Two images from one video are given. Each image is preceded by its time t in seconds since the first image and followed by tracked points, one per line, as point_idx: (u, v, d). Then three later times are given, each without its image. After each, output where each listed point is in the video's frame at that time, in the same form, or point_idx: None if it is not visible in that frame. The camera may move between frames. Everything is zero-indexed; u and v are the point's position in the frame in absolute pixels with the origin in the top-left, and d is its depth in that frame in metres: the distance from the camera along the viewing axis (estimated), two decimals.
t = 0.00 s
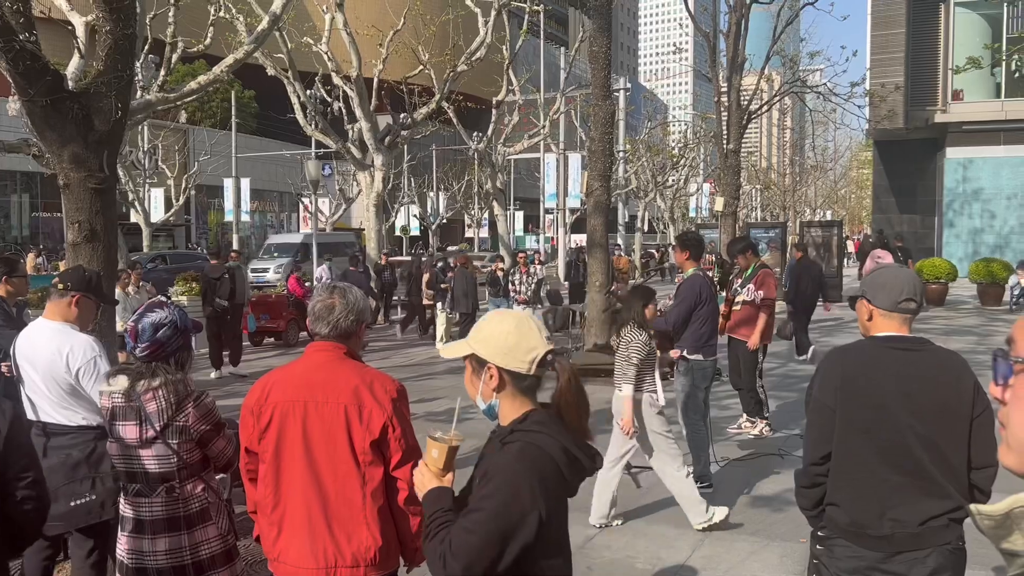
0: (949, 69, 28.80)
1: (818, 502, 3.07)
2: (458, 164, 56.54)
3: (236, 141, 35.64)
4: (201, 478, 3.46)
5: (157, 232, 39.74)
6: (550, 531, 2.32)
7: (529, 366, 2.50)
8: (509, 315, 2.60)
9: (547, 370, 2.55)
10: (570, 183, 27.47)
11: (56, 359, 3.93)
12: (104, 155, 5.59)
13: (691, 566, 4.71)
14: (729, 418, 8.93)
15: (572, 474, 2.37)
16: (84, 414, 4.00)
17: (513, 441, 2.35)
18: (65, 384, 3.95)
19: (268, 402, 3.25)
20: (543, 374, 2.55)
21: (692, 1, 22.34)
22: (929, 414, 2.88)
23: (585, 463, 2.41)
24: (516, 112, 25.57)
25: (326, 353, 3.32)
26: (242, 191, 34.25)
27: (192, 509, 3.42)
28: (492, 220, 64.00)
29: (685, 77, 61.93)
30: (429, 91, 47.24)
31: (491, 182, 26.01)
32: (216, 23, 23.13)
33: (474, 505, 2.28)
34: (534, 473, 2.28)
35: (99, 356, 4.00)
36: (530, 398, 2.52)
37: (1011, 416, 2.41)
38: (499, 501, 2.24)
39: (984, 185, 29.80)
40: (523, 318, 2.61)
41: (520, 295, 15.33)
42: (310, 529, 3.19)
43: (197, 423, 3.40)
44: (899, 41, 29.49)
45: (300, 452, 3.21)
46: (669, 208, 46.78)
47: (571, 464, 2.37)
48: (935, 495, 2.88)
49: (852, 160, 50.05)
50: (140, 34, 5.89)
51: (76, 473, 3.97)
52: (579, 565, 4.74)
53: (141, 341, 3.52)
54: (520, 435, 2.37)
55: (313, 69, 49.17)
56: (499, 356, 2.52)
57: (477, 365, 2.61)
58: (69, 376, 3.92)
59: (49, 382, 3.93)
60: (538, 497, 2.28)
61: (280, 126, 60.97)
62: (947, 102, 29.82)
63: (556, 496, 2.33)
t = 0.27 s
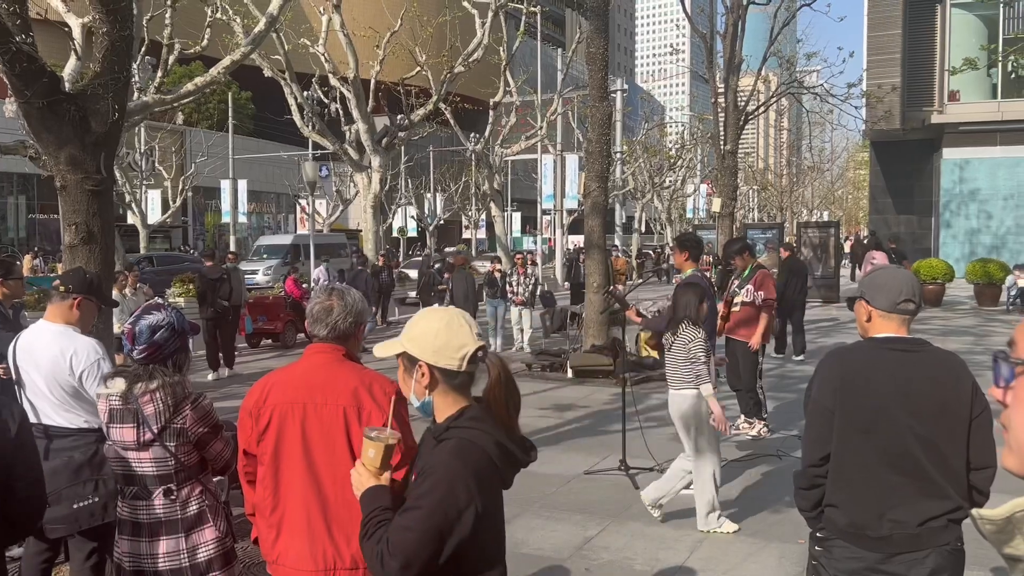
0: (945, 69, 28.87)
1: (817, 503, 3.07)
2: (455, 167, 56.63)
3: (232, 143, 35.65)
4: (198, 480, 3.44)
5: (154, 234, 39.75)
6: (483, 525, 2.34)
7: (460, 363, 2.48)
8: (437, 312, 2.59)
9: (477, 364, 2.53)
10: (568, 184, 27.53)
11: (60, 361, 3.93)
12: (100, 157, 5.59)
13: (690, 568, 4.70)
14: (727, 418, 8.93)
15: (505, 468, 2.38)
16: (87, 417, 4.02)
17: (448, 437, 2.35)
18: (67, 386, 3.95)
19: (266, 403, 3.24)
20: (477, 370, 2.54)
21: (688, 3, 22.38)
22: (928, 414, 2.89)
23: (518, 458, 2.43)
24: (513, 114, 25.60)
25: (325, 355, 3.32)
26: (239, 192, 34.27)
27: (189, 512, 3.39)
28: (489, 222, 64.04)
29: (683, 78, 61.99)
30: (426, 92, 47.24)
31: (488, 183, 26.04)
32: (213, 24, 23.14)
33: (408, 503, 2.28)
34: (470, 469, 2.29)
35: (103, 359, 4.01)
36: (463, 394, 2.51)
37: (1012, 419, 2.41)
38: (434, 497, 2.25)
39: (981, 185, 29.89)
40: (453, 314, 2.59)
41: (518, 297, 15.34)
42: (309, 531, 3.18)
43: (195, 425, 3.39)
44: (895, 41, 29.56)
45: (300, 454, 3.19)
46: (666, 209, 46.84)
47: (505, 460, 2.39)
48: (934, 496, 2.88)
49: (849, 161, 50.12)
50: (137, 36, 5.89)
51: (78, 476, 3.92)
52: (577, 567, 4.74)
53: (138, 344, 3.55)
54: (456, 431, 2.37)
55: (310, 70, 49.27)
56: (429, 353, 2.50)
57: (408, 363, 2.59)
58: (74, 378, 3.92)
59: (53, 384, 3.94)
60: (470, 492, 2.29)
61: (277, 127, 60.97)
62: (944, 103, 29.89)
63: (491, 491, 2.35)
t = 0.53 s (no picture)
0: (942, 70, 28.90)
1: (816, 505, 3.07)
2: (452, 167, 56.57)
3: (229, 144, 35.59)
4: (196, 484, 3.44)
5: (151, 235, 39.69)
6: (410, 537, 2.20)
7: (394, 370, 2.42)
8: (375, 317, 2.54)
9: (412, 372, 2.45)
10: (565, 185, 27.52)
11: (63, 363, 3.92)
12: (97, 158, 5.57)
13: (688, 569, 4.72)
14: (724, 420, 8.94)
15: (434, 478, 2.26)
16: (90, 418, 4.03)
17: (377, 443, 2.26)
18: (69, 388, 3.95)
19: (264, 406, 3.23)
20: (414, 378, 2.46)
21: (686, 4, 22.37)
22: (929, 416, 2.89)
23: (453, 469, 2.31)
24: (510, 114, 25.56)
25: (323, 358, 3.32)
26: (236, 193, 34.23)
27: (186, 516, 3.39)
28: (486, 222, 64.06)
29: (679, 78, 62.02)
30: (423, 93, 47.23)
31: (485, 184, 26.02)
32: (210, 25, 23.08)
33: (328, 509, 2.19)
34: (389, 476, 2.18)
35: (105, 360, 4.00)
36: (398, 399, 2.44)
37: None
38: (351, 503, 2.14)
39: (977, 186, 29.94)
40: (390, 321, 2.55)
41: (515, 298, 15.33)
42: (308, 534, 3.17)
43: (193, 428, 3.38)
44: (892, 42, 29.58)
45: (298, 456, 3.20)
46: (663, 209, 46.87)
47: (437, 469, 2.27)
48: (931, 499, 2.89)
49: (845, 161, 50.17)
50: (134, 37, 5.87)
51: (82, 477, 3.95)
52: (575, 569, 4.74)
53: (135, 347, 3.55)
54: (384, 438, 2.27)
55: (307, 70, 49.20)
56: (361, 360, 2.45)
57: (347, 371, 2.56)
58: (77, 381, 3.92)
59: (55, 386, 3.93)
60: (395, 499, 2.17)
61: (274, 128, 60.90)
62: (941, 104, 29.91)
63: (416, 502, 2.21)
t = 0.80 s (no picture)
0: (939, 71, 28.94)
1: (815, 508, 3.06)
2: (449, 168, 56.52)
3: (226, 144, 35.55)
4: (193, 487, 3.43)
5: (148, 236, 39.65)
6: (309, 546, 2.22)
7: (310, 378, 2.42)
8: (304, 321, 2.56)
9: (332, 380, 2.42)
10: (563, 186, 27.51)
11: (64, 364, 3.93)
12: (94, 160, 5.56)
13: (686, 570, 4.72)
14: (723, 421, 8.94)
15: (340, 491, 2.25)
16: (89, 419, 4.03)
17: (289, 447, 2.29)
18: (70, 389, 3.96)
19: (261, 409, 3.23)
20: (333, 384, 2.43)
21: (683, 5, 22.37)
22: (929, 419, 2.89)
23: (363, 480, 2.29)
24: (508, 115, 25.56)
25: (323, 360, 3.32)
26: (233, 194, 34.19)
27: (183, 520, 3.38)
28: (484, 223, 64.05)
29: (677, 79, 62.08)
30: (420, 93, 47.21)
31: (483, 185, 26.02)
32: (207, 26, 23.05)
33: (232, 508, 2.26)
34: (286, 489, 2.21)
35: (106, 361, 4.03)
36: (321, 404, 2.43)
37: None
38: (244, 507, 2.21)
39: (974, 187, 30.00)
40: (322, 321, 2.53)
41: (513, 299, 15.34)
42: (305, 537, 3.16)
43: (189, 431, 3.38)
44: (889, 43, 29.63)
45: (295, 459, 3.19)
46: (661, 210, 46.90)
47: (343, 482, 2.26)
48: (931, 501, 2.89)
49: (843, 162, 50.23)
50: (131, 38, 5.86)
51: (82, 478, 3.93)
52: (573, 570, 4.74)
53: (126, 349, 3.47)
54: (295, 445, 2.30)
55: (304, 71, 49.20)
56: (285, 363, 2.47)
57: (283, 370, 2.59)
58: (78, 381, 3.93)
59: (56, 387, 3.94)
60: (293, 505, 2.21)
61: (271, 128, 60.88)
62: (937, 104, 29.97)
63: (315, 513, 2.23)
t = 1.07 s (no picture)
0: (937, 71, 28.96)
1: (814, 509, 3.07)
2: (448, 168, 56.47)
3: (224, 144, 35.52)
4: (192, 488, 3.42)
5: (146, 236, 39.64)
6: (241, 548, 2.26)
7: (247, 382, 2.54)
8: (247, 322, 2.62)
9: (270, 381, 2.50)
10: (562, 186, 27.50)
11: (61, 364, 3.93)
12: (92, 160, 5.54)
13: (684, 571, 4.72)
14: (722, 421, 8.94)
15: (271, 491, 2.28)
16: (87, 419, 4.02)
17: (226, 450, 2.36)
18: (68, 389, 3.94)
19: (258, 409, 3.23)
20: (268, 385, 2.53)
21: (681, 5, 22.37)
22: (926, 420, 2.89)
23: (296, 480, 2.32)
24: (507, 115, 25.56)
25: (321, 361, 3.30)
26: (232, 194, 34.19)
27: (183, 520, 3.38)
28: (483, 223, 64.03)
29: (676, 79, 62.11)
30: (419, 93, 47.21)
31: (482, 185, 26.01)
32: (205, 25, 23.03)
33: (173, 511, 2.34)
34: (215, 491, 2.26)
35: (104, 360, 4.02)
36: (255, 406, 2.57)
37: None
38: (179, 510, 2.28)
39: (973, 187, 30.03)
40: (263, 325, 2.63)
41: (512, 299, 15.35)
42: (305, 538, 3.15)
43: (187, 432, 3.36)
44: (887, 43, 29.66)
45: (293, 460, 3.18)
46: (660, 210, 46.89)
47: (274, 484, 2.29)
48: (931, 502, 2.89)
49: (841, 162, 50.27)
50: (129, 38, 5.85)
51: (81, 477, 3.92)
52: (572, 571, 4.73)
53: (127, 349, 3.45)
54: (231, 448, 2.36)
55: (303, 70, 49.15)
56: (227, 366, 2.59)
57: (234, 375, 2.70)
58: (76, 380, 3.93)
59: (53, 388, 3.93)
60: (225, 509, 2.26)
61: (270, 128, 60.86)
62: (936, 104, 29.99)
63: (245, 514, 2.26)
